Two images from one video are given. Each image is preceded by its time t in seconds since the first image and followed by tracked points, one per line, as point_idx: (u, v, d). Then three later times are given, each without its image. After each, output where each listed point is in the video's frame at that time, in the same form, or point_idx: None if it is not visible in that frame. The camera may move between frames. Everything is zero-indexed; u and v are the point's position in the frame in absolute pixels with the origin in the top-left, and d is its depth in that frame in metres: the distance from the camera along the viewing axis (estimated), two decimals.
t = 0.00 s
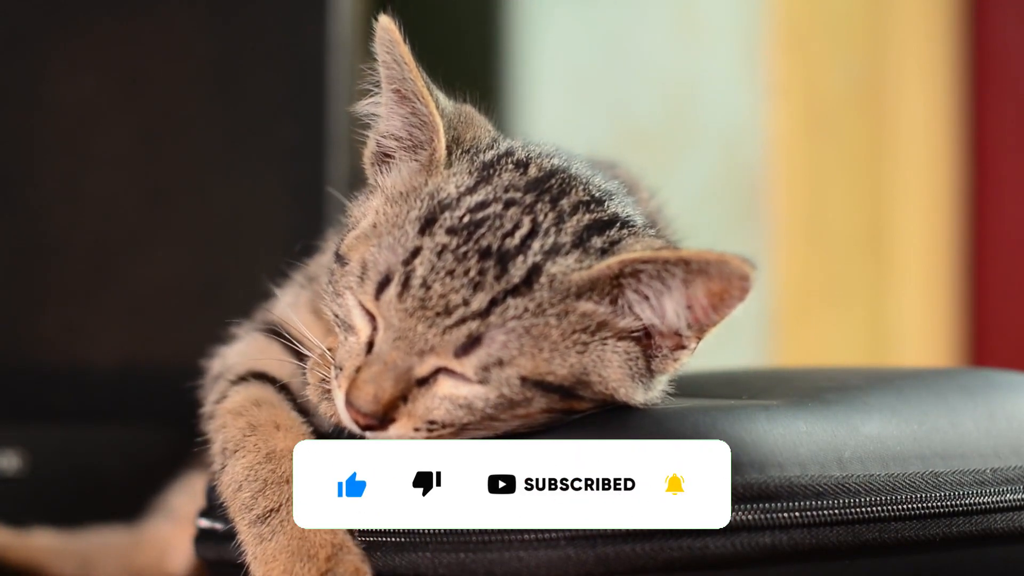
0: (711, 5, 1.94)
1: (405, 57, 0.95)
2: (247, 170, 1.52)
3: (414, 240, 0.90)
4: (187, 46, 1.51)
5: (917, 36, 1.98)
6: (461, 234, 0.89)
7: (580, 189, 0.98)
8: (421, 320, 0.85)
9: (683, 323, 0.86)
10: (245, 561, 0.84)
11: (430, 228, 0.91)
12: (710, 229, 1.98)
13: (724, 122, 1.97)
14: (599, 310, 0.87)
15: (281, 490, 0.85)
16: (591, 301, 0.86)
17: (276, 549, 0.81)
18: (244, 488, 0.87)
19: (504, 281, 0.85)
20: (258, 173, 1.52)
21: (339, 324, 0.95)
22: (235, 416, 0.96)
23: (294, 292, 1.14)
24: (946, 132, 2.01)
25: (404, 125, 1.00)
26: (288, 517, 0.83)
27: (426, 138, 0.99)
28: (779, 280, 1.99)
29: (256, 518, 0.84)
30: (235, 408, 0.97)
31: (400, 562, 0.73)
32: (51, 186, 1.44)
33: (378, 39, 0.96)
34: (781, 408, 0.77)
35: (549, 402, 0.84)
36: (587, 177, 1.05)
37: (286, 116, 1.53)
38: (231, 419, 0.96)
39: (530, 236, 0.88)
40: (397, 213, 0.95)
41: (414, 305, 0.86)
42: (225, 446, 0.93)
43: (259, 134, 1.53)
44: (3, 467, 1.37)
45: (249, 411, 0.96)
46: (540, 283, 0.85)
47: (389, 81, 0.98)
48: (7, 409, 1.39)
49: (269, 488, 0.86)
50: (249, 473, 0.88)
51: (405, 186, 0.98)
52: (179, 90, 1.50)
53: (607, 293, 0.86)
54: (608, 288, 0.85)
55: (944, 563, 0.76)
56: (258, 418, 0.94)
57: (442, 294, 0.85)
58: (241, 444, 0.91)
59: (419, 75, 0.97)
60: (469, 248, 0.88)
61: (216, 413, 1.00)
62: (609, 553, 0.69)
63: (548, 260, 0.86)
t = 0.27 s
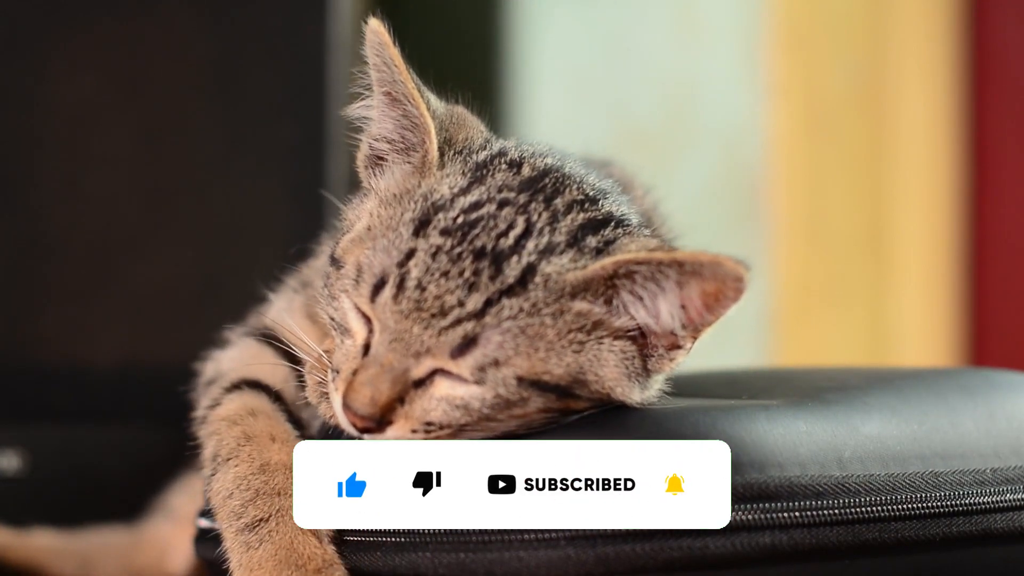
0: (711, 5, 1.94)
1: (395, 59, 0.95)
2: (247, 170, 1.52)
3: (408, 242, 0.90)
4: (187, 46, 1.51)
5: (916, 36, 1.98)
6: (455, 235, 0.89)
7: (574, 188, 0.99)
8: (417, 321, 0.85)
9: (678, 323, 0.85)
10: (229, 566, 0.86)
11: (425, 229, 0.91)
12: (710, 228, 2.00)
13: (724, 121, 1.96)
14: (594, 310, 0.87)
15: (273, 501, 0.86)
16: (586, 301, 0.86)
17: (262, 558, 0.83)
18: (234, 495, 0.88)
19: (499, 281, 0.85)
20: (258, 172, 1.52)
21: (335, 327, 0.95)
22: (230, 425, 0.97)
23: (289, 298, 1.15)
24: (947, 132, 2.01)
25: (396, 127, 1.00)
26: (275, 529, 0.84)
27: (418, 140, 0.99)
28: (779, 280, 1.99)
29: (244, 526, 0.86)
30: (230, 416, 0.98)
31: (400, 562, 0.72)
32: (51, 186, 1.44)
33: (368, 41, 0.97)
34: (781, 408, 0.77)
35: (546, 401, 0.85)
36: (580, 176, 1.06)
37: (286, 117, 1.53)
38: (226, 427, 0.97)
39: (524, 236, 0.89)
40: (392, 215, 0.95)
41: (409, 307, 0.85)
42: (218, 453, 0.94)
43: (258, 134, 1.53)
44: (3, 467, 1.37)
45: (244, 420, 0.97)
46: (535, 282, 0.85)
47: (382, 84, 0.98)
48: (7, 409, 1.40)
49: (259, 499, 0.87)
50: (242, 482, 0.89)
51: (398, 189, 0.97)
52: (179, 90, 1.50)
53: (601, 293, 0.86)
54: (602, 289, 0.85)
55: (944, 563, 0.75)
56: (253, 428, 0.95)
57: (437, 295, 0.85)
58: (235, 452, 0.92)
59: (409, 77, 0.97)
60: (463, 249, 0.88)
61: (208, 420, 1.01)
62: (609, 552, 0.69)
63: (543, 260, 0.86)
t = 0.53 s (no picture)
0: (711, 5, 1.94)
1: (382, 63, 0.96)
2: (246, 170, 1.52)
3: (399, 245, 0.90)
4: (187, 46, 1.51)
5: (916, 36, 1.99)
6: (445, 237, 0.89)
7: (564, 187, 0.99)
8: (409, 324, 0.85)
9: (670, 320, 0.86)
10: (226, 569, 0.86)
11: (415, 232, 0.91)
12: (710, 230, 1.99)
13: (723, 121, 1.96)
14: (586, 309, 0.87)
15: (270, 506, 0.86)
16: (577, 301, 0.86)
17: (259, 561, 0.83)
18: (231, 499, 0.89)
19: (490, 282, 0.85)
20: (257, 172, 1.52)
21: (328, 332, 0.95)
22: (227, 429, 0.97)
23: (283, 300, 1.15)
24: (947, 132, 2.02)
25: (384, 131, 1.00)
26: (274, 533, 0.84)
27: (406, 143, 0.98)
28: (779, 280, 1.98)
29: (241, 530, 0.86)
30: (227, 420, 0.98)
31: (400, 562, 0.72)
32: (51, 186, 1.44)
33: (354, 45, 0.97)
34: (781, 408, 0.77)
35: (539, 401, 0.85)
36: (570, 175, 1.05)
37: (286, 116, 1.53)
38: (222, 430, 0.97)
39: (515, 236, 0.89)
40: (382, 219, 0.95)
41: (401, 311, 0.85)
42: (214, 457, 0.95)
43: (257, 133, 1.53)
44: (3, 467, 1.37)
45: (242, 424, 0.97)
46: (526, 282, 0.85)
47: (370, 87, 0.98)
48: (7, 409, 1.40)
49: (257, 503, 0.87)
50: (239, 486, 0.89)
51: (389, 193, 0.97)
52: (179, 90, 1.51)
53: (593, 292, 0.86)
54: (593, 288, 0.85)
55: (944, 564, 0.75)
56: (250, 432, 0.95)
57: (428, 298, 0.85)
58: (232, 456, 0.93)
59: (396, 81, 0.97)
60: (453, 250, 0.88)
61: (204, 423, 1.01)
62: (609, 553, 0.69)
63: (534, 260, 0.86)
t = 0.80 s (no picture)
0: (712, 5, 1.93)
1: (366, 67, 0.96)
2: (247, 170, 1.52)
3: (388, 249, 0.91)
4: (187, 46, 1.51)
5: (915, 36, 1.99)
6: (434, 239, 0.89)
7: (552, 186, 0.99)
8: (400, 328, 0.85)
9: (660, 316, 0.87)
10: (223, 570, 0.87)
11: (403, 236, 0.91)
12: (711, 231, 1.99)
13: (723, 121, 1.95)
14: (576, 308, 0.87)
15: (267, 508, 0.87)
16: (568, 299, 0.86)
17: (258, 563, 0.84)
18: (228, 503, 0.89)
19: (480, 283, 0.85)
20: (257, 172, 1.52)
21: (321, 338, 0.95)
22: (223, 432, 0.96)
23: (277, 303, 1.15)
24: (947, 132, 2.02)
25: (371, 136, 1.01)
26: (272, 535, 0.85)
27: (394, 148, 0.99)
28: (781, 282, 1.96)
29: (239, 533, 0.87)
30: (223, 423, 0.98)
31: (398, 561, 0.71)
32: (51, 186, 1.44)
33: (338, 50, 0.98)
34: (781, 408, 0.77)
35: (532, 401, 0.85)
36: (558, 172, 1.06)
37: (285, 116, 1.53)
38: (218, 433, 0.97)
39: (503, 237, 0.89)
40: (371, 223, 0.95)
41: (392, 314, 0.86)
42: (211, 460, 0.95)
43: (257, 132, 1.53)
44: (3, 467, 1.37)
45: (238, 427, 0.96)
46: (516, 282, 0.85)
47: (356, 92, 0.99)
48: (7, 409, 1.40)
49: (254, 505, 0.88)
50: (235, 489, 0.90)
51: (377, 197, 0.98)
52: (179, 90, 1.51)
53: (583, 290, 0.86)
54: (583, 286, 0.86)
55: (944, 564, 0.75)
56: (246, 435, 0.94)
57: (419, 301, 0.85)
58: (228, 459, 0.93)
59: (381, 85, 0.98)
60: (442, 253, 0.88)
61: (201, 427, 1.01)
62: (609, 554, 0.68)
63: (522, 260, 0.86)
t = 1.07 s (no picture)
0: (711, 5, 1.94)
1: (359, 71, 0.95)
2: (247, 172, 1.54)
3: (384, 251, 0.91)
4: (188, 46, 1.51)
5: (916, 35, 1.98)
6: (430, 241, 0.90)
7: (547, 185, 0.99)
8: (397, 330, 0.85)
9: (657, 315, 0.88)
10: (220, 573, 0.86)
11: (399, 238, 0.91)
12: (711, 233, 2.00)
13: (726, 121, 1.96)
14: (573, 307, 0.87)
15: (265, 511, 0.86)
16: (564, 298, 0.87)
17: (253, 565, 0.83)
18: (226, 505, 0.89)
19: (476, 284, 0.86)
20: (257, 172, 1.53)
21: (318, 341, 0.95)
22: (220, 434, 0.97)
23: (272, 305, 1.16)
24: (949, 131, 2.01)
25: (365, 138, 1.00)
26: (269, 537, 0.83)
27: (387, 150, 0.99)
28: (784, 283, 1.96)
29: (236, 535, 0.86)
30: (220, 424, 0.99)
31: (400, 562, 0.72)
32: (51, 186, 1.43)
33: (331, 55, 0.96)
34: (781, 409, 0.78)
35: (530, 402, 0.86)
36: (553, 172, 1.06)
37: (286, 117, 1.55)
38: (215, 435, 0.98)
39: (498, 237, 0.89)
40: (367, 226, 0.95)
41: (389, 317, 0.86)
42: (208, 462, 0.95)
43: (261, 136, 1.54)
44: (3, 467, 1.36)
45: (234, 429, 0.97)
46: (512, 282, 0.85)
47: (348, 95, 0.97)
48: (7, 410, 1.39)
49: (251, 508, 0.87)
50: (233, 491, 0.90)
51: (372, 199, 0.98)
52: (180, 90, 1.51)
53: (579, 289, 0.86)
54: (580, 285, 0.86)
55: (944, 566, 0.74)
56: (243, 437, 0.95)
57: (415, 303, 0.86)
58: (225, 462, 0.93)
59: (373, 86, 0.96)
60: (438, 254, 0.88)
61: (198, 429, 1.02)
62: (609, 553, 0.68)
63: (518, 260, 0.87)
